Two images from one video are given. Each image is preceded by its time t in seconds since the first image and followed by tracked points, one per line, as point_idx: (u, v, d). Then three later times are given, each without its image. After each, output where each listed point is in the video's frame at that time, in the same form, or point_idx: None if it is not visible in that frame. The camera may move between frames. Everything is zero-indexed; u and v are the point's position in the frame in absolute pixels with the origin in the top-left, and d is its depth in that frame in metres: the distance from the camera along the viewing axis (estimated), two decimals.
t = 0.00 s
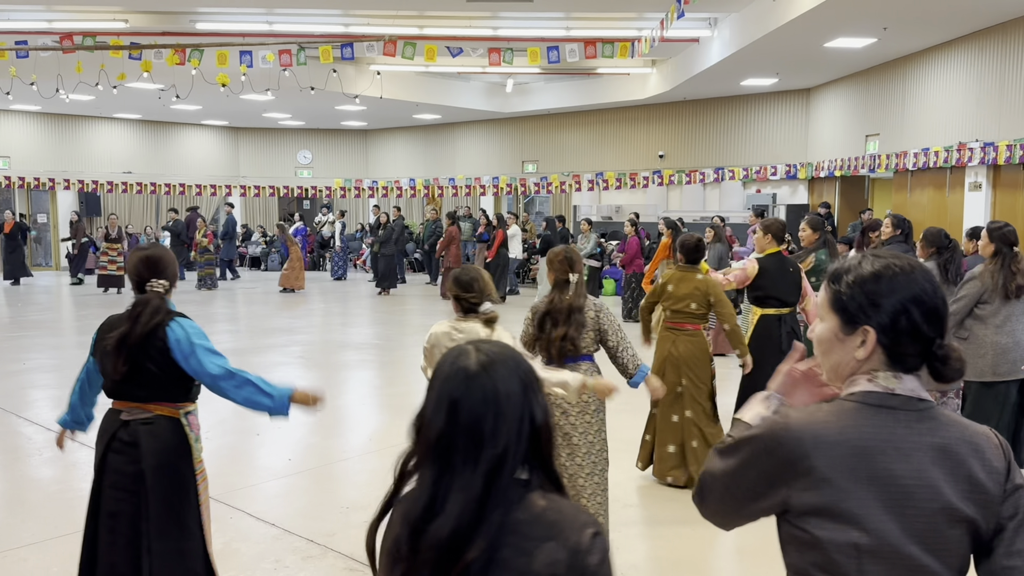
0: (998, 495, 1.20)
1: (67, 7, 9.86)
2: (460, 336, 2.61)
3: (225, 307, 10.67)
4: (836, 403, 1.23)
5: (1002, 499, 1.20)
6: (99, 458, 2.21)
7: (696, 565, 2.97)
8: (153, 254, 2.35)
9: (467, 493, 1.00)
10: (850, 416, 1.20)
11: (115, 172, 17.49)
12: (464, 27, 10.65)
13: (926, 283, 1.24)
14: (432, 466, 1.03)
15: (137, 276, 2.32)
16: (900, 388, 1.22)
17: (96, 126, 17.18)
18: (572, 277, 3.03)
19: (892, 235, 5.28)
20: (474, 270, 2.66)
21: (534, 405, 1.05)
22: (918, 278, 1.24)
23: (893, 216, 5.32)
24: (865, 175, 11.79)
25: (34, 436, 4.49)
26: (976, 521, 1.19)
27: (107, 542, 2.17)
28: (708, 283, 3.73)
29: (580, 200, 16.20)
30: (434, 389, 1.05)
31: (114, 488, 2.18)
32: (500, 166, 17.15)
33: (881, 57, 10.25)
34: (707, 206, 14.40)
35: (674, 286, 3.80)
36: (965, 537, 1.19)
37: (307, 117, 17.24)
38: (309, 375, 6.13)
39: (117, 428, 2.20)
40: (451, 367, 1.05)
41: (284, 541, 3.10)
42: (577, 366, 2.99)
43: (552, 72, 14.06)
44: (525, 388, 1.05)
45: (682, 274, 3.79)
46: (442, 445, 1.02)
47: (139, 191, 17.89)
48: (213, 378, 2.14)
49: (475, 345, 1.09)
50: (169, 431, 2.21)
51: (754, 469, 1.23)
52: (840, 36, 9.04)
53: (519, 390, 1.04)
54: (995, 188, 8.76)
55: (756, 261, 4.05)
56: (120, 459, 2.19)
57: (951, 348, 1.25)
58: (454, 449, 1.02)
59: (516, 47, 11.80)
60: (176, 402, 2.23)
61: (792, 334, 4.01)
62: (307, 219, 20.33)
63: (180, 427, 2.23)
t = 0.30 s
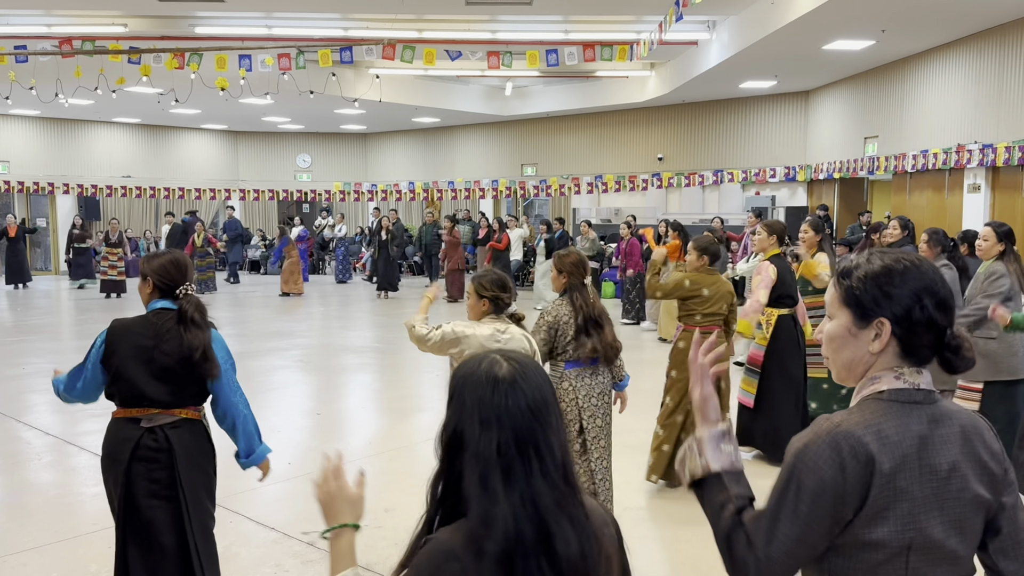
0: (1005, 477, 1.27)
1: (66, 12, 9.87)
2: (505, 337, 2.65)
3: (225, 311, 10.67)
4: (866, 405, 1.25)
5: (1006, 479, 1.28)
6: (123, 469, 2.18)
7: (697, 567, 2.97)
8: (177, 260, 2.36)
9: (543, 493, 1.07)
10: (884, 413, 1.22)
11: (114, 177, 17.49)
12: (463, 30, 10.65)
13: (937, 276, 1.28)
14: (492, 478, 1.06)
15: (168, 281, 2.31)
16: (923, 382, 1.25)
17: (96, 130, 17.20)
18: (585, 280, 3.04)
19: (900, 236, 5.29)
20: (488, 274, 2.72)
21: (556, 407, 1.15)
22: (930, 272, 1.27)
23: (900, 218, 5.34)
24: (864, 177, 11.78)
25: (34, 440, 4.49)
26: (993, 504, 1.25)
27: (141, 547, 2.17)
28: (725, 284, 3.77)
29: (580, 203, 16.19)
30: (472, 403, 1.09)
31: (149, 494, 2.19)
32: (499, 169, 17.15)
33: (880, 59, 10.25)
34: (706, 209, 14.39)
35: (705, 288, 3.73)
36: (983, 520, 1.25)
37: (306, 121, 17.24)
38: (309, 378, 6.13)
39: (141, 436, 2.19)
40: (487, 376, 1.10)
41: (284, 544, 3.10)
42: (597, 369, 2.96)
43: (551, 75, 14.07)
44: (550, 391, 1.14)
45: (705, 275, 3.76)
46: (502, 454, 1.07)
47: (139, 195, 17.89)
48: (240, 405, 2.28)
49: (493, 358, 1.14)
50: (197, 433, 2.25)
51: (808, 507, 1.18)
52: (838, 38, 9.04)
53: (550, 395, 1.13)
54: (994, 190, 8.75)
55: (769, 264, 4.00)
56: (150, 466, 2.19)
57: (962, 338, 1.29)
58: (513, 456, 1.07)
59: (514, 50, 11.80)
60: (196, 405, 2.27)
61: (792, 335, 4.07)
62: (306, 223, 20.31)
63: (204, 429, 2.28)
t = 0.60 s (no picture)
0: (965, 487, 1.27)
1: (67, 17, 9.90)
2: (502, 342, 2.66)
3: (226, 315, 10.66)
4: (819, 413, 1.26)
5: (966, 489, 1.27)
6: (110, 475, 2.17)
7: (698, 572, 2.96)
8: (165, 270, 2.35)
9: (547, 482, 1.14)
10: (838, 421, 1.23)
11: (115, 181, 17.50)
12: (463, 34, 10.68)
13: (893, 288, 1.31)
14: (512, 479, 1.11)
15: (154, 291, 2.31)
16: (877, 393, 1.27)
17: (96, 135, 17.22)
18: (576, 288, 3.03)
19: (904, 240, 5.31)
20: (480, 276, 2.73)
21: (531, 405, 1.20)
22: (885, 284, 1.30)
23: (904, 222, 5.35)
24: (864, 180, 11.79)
25: (34, 445, 4.49)
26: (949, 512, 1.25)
27: (127, 554, 2.16)
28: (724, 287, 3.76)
29: (580, 206, 16.19)
30: (475, 412, 1.11)
31: (135, 502, 2.17)
32: (499, 172, 17.16)
33: (880, 61, 10.26)
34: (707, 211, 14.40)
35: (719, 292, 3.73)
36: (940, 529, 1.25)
37: (306, 125, 17.26)
38: (310, 382, 6.13)
39: (128, 442, 2.18)
40: (481, 384, 1.13)
41: (285, 550, 3.09)
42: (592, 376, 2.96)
43: (551, 79, 14.09)
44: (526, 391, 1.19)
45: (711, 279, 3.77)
46: (514, 454, 1.11)
47: (139, 199, 17.90)
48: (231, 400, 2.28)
49: (466, 368, 1.16)
50: (184, 440, 2.24)
51: (761, 510, 1.20)
52: (838, 40, 9.04)
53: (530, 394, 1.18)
54: (994, 192, 8.75)
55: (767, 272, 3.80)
56: (137, 471, 2.18)
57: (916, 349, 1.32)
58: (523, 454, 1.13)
59: (514, 54, 11.82)
60: (185, 413, 2.26)
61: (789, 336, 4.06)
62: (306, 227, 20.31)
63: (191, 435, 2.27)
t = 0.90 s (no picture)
0: (855, 512, 1.24)
1: (68, 22, 9.93)
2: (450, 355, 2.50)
3: (228, 319, 10.66)
4: (714, 423, 1.28)
5: (858, 515, 1.24)
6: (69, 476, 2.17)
7: None
8: (91, 277, 2.34)
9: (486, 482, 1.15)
10: (728, 430, 1.25)
11: (116, 186, 17.51)
12: (463, 38, 10.70)
13: (801, 318, 1.29)
14: (455, 480, 1.10)
15: (87, 301, 2.30)
16: (774, 408, 1.27)
17: (97, 139, 17.23)
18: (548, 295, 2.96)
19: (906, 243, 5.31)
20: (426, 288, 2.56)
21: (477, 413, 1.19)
22: (792, 311, 1.29)
23: (907, 224, 5.35)
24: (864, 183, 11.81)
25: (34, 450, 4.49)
26: (834, 537, 1.22)
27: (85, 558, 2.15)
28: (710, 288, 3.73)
29: (580, 209, 16.21)
30: (418, 414, 1.10)
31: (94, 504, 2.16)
32: (499, 176, 17.18)
33: (880, 64, 10.27)
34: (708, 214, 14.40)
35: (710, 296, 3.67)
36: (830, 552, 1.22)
37: (307, 129, 17.29)
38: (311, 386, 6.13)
39: (89, 443, 2.18)
40: (421, 384, 1.12)
41: (285, 554, 3.09)
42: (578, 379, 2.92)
43: (551, 82, 14.10)
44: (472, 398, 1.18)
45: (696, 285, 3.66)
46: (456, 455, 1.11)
47: (141, 204, 17.92)
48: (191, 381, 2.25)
49: (403, 369, 1.15)
50: (145, 441, 2.23)
51: (628, 504, 1.25)
52: (839, 43, 9.05)
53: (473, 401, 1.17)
54: (994, 194, 8.76)
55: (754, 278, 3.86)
56: (96, 474, 2.18)
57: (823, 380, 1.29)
58: (467, 454, 1.13)
59: (515, 57, 11.84)
60: (146, 414, 2.26)
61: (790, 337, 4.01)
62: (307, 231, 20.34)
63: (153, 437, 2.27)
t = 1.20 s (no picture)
0: (768, 506, 1.28)
1: (71, 27, 9.96)
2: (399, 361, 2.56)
3: (230, 322, 10.67)
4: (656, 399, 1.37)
5: (775, 504, 1.28)
6: (29, 472, 2.27)
7: None
8: (41, 280, 2.41)
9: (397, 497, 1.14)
10: (658, 406, 1.34)
11: (118, 190, 17.55)
12: (463, 42, 10.71)
13: (735, 301, 1.34)
14: (361, 493, 1.09)
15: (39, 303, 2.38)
16: (709, 390, 1.34)
17: (99, 143, 17.27)
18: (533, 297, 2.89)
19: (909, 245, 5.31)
20: (373, 289, 2.62)
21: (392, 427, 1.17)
22: (726, 295, 1.35)
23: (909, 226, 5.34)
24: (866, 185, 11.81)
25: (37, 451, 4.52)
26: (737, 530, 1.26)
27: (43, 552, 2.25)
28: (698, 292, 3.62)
29: (582, 212, 16.22)
30: (329, 426, 1.09)
31: (52, 501, 2.26)
32: (501, 179, 17.19)
33: (882, 66, 10.26)
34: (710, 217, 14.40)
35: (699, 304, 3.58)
36: (739, 544, 1.26)
37: (309, 133, 17.31)
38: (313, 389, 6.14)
39: (48, 442, 2.27)
40: (330, 395, 1.10)
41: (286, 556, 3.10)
42: (564, 377, 2.88)
43: (552, 85, 14.12)
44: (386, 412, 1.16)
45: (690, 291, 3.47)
46: (368, 468, 1.10)
47: (143, 208, 17.96)
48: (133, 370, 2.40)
49: (316, 380, 1.13)
50: (101, 441, 2.32)
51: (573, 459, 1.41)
52: (840, 46, 9.07)
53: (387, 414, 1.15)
54: (996, 197, 8.76)
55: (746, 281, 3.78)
56: (53, 472, 2.26)
57: (755, 359, 1.32)
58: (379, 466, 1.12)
59: (516, 61, 11.85)
60: (103, 413, 2.34)
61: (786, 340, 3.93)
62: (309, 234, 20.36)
63: (111, 436, 2.35)
